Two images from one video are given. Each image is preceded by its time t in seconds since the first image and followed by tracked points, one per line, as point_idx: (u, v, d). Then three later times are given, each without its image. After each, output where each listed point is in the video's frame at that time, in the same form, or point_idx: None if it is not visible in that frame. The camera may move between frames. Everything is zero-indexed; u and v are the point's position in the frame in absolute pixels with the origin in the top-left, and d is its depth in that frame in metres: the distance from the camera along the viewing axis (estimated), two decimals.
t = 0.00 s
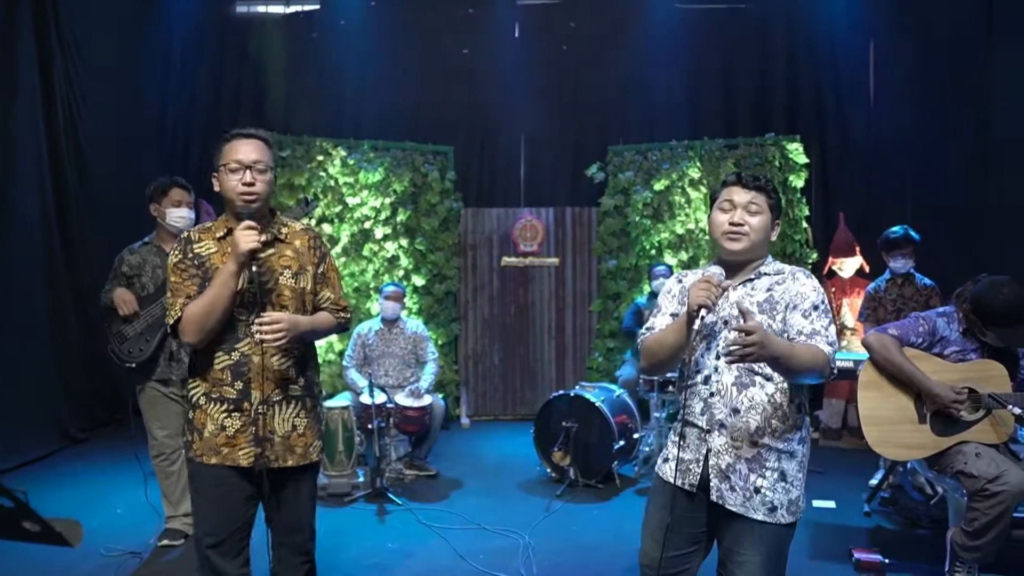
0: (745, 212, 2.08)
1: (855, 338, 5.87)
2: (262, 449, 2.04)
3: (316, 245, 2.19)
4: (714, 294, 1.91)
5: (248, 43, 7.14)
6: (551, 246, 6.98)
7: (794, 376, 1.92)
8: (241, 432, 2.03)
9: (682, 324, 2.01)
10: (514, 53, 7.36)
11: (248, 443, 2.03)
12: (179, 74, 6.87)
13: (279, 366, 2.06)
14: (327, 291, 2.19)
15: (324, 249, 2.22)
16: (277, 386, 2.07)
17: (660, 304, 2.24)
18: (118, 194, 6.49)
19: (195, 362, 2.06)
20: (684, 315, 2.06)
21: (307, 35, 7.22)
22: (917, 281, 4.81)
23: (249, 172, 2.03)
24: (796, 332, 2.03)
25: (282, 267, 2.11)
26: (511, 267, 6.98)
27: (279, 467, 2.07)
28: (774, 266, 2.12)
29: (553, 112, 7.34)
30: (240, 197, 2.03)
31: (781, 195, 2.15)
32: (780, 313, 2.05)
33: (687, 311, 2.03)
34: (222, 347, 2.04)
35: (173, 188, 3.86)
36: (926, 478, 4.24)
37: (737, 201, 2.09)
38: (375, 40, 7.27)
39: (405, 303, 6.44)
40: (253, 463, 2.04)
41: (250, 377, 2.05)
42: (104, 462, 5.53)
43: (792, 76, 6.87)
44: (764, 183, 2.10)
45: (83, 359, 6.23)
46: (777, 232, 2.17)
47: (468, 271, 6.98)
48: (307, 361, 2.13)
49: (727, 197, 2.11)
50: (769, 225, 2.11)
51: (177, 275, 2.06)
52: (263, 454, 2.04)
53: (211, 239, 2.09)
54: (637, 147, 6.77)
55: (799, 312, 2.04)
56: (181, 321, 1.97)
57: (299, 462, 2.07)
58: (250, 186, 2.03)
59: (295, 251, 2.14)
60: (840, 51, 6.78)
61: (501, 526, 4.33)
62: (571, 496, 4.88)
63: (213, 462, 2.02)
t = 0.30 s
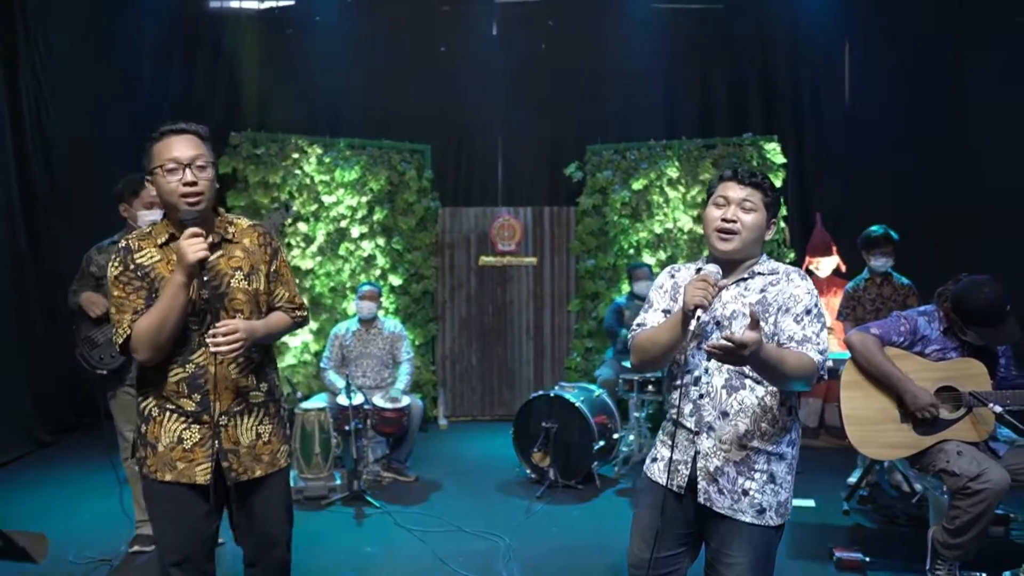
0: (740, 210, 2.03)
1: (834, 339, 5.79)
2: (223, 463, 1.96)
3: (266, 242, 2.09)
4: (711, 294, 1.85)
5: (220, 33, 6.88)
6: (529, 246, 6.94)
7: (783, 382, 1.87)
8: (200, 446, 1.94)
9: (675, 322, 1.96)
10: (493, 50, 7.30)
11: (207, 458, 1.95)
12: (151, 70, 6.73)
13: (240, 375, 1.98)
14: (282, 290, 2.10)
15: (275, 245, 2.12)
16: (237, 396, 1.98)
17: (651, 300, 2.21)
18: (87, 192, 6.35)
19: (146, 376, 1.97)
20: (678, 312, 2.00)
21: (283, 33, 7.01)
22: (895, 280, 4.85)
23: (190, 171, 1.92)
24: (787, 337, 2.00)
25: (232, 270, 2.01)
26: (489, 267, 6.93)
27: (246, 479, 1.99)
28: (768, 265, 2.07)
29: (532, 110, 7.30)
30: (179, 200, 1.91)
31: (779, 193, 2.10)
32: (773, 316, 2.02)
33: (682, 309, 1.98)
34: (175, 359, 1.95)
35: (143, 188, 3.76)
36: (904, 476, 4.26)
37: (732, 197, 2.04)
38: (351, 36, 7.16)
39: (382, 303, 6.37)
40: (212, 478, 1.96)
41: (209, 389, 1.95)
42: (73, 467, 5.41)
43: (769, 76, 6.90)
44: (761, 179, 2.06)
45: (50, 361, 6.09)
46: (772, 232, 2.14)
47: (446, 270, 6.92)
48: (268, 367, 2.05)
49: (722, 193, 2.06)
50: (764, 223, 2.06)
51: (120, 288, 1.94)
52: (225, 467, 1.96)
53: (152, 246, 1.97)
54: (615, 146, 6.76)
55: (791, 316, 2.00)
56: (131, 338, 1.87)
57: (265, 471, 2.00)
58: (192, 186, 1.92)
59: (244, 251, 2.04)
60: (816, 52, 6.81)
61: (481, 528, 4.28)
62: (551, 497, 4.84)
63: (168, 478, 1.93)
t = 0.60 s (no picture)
0: (731, 207, 2.00)
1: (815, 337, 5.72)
2: (198, 468, 1.88)
3: (233, 239, 2.04)
4: (700, 292, 1.83)
5: (196, 29, 6.74)
6: (510, 246, 6.91)
7: (772, 383, 1.84)
8: (174, 454, 1.86)
9: (663, 322, 1.93)
10: (473, 48, 7.24)
11: (182, 465, 1.87)
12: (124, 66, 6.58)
13: (213, 377, 1.90)
14: (253, 287, 2.04)
15: (243, 241, 2.07)
16: (211, 399, 1.90)
17: (640, 298, 2.17)
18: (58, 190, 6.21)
19: (111, 384, 1.86)
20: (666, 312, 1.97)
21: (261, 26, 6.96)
22: (877, 281, 4.90)
23: (152, 161, 1.82)
24: (775, 336, 1.95)
25: (200, 267, 1.94)
26: (470, 267, 6.88)
27: (221, 484, 1.92)
28: (758, 264, 2.04)
29: (513, 109, 7.25)
30: (143, 192, 1.82)
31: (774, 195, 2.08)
32: (761, 314, 1.99)
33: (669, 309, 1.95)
34: (144, 364, 1.85)
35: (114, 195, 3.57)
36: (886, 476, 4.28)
37: (724, 194, 2.02)
38: (330, 33, 7.06)
39: (361, 304, 6.30)
40: (189, 485, 1.88)
41: (182, 393, 1.87)
42: (43, 473, 5.28)
43: (748, 77, 6.92)
44: (755, 179, 2.03)
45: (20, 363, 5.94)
46: (764, 232, 2.11)
47: (426, 270, 6.86)
48: (241, 367, 1.98)
49: (715, 189, 2.04)
50: (756, 223, 2.04)
51: (82, 291, 1.80)
52: (200, 473, 1.89)
53: (114, 246, 1.85)
54: (597, 146, 6.74)
55: (780, 314, 1.96)
56: (98, 342, 1.73)
57: (241, 476, 1.93)
58: (154, 175, 1.82)
59: (212, 248, 1.98)
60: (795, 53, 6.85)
61: (464, 531, 4.24)
62: (535, 499, 4.80)
63: (143, 490, 1.85)
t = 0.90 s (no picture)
0: (724, 208, 1.99)
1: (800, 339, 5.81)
2: (198, 458, 1.75)
3: (215, 226, 1.96)
4: (688, 291, 1.78)
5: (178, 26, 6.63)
6: (497, 246, 6.88)
7: (754, 383, 1.82)
8: (172, 444, 1.73)
9: (649, 318, 1.88)
10: (460, 48, 7.22)
11: (182, 455, 1.74)
12: (104, 63, 6.46)
13: (206, 361, 1.81)
14: (237, 274, 1.96)
15: (223, 229, 2.00)
16: (205, 384, 1.79)
17: (625, 297, 2.15)
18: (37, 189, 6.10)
19: (98, 377, 1.73)
20: (654, 308, 1.92)
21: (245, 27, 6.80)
22: (867, 282, 4.95)
23: (145, 138, 1.76)
24: (757, 339, 1.94)
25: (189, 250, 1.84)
26: (456, 267, 6.84)
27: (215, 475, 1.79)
28: (741, 267, 2.04)
29: (499, 109, 7.23)
30: (135, 165, 1.74)
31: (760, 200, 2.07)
32: (745, 316, 1.97)
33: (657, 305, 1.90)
34: (135, 350, 1.73)
35: (89, 187, 3.37)
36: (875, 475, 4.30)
37: (717, 195, 2.00)
38: (316, 31, 7.00)
39: (347, 304, 6.24)
40: (192, 476, 1.75)
41: (175, 378, 1.75)
42: (21, 477, 5.16)
43: (734, 78, 6.94)
44: (747, 182, 2.03)
45: None
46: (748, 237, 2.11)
47: (412, 270, 6.81)
48: (232, 353, 1.87)
49: (706, 190, 2.02)
50: (745, 225, 2.02)
51: (65, 275, 1.65)
52: (198, 465, 1.75)
53: (96, 229, 1.72)
54: (584, 147, 6.73)
55: (761, 317, 1.96)
56: (94, 323, 1.58)
57: (235, 466, 1.82)
58: (148, 152, 1.76)
59: (196, 232, 1.90)
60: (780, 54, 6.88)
61: (455, 534, 4.20)
62: (524, 501, 4.77)
63: (143, 488, 1.70)
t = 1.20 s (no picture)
0: (694, 212, 1.98)
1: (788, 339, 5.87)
2: (199, 463, 1.70)
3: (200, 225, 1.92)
4: (666, 289, 1.79)
5: (162, 22, 6.53)
6: (485, 246, 6.85)
7: (730, 380, 1.81)
8: (172, 450, 1.66)
9: (627, 317, 1.88)
10: (448, 46, 7.18)
11: (184, 461, 1.67)
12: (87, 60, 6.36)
13: (202, 363, 1.76)
14: (223, 274, 1.93)
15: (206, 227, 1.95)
16: (201, 387, 1.74)
17: (600, 297, 2.13)
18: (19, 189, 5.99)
19: (89, 383, 1.64)
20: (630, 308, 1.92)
21: (229, 22, 6.76)
22: (857, 281, 4.99)
23: (144, 138, 1.72)
24: (732, 339, 1.93)
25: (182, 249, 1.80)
26: (444, 267, 6.80)
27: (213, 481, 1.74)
28: (714, 268, 2.04)
29: (487, 108, 7.20)
30: (139, 162, 1.70)
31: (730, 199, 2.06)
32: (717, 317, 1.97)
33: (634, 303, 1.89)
34: (130, 354, 1.65)
35: (70, 176, 3.30)
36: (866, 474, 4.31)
37: (687, 198, 1.99)
38: (302, 28, 6.92)
39: (334, 304, 6.18)
40: (193, 482, 1.69)
41: (173, 381, 1.69)
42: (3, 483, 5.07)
43: (722, 77, 6.96)
44: (717, 184, 2.01)
45: None
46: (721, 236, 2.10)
47: (400, 270, 6.76)
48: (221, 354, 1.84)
49: (678, 193, 2.01)
50: (716, 228, 2.02)
51: (60, 276, 1.57)
52: (198, 470, 1.70)
53: (86, 227, 1.65)
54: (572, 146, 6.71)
55: (734, 317, 1.94)
56: (96, 326, 1.52)
57: (231, 470, 1.78)
58: (149, 152, 1.72)
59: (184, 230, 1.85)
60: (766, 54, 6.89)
61: (448, 536, 4.16)
62: (516, 502, 4.74)
63: (144, 497, 1.64)
